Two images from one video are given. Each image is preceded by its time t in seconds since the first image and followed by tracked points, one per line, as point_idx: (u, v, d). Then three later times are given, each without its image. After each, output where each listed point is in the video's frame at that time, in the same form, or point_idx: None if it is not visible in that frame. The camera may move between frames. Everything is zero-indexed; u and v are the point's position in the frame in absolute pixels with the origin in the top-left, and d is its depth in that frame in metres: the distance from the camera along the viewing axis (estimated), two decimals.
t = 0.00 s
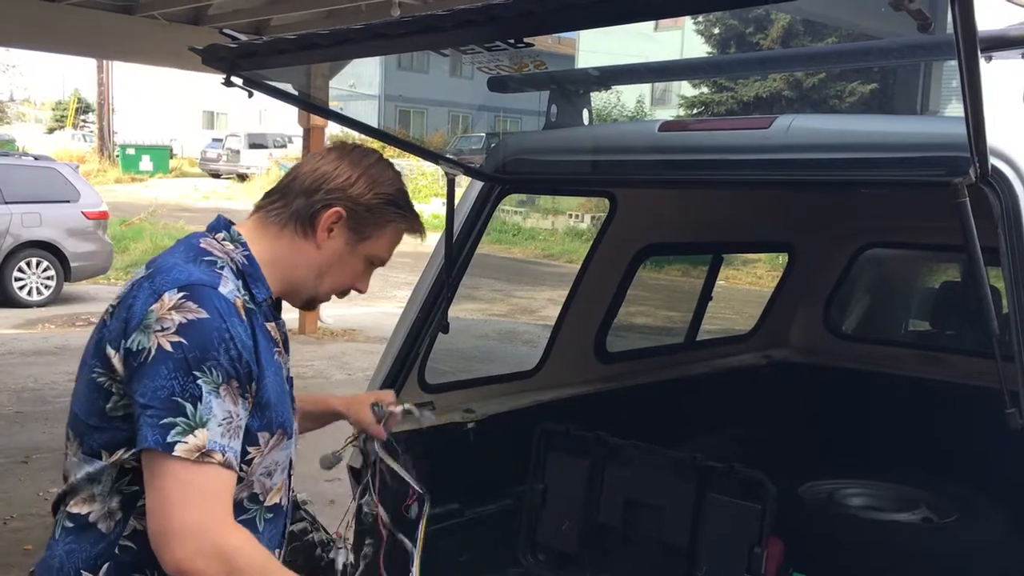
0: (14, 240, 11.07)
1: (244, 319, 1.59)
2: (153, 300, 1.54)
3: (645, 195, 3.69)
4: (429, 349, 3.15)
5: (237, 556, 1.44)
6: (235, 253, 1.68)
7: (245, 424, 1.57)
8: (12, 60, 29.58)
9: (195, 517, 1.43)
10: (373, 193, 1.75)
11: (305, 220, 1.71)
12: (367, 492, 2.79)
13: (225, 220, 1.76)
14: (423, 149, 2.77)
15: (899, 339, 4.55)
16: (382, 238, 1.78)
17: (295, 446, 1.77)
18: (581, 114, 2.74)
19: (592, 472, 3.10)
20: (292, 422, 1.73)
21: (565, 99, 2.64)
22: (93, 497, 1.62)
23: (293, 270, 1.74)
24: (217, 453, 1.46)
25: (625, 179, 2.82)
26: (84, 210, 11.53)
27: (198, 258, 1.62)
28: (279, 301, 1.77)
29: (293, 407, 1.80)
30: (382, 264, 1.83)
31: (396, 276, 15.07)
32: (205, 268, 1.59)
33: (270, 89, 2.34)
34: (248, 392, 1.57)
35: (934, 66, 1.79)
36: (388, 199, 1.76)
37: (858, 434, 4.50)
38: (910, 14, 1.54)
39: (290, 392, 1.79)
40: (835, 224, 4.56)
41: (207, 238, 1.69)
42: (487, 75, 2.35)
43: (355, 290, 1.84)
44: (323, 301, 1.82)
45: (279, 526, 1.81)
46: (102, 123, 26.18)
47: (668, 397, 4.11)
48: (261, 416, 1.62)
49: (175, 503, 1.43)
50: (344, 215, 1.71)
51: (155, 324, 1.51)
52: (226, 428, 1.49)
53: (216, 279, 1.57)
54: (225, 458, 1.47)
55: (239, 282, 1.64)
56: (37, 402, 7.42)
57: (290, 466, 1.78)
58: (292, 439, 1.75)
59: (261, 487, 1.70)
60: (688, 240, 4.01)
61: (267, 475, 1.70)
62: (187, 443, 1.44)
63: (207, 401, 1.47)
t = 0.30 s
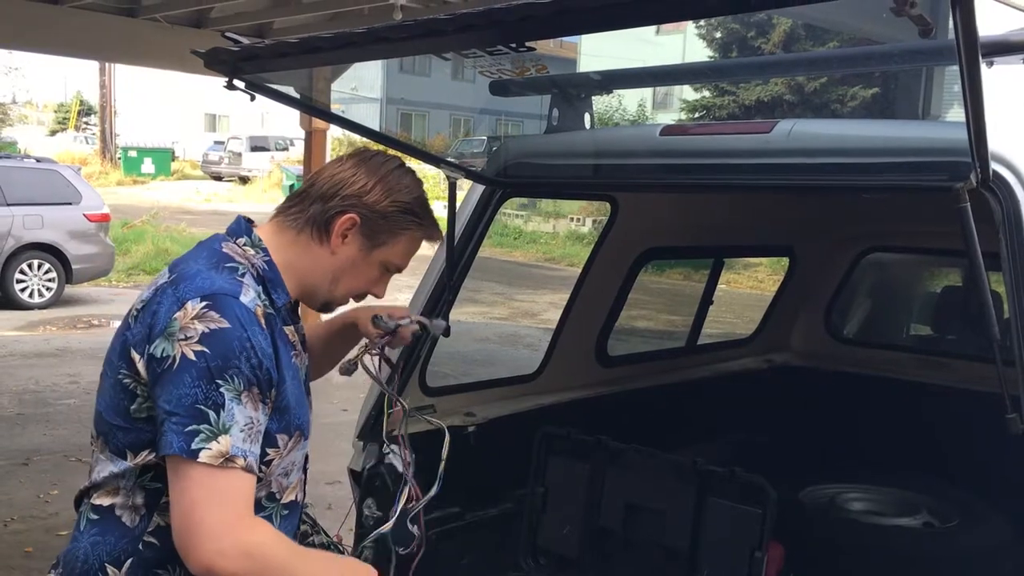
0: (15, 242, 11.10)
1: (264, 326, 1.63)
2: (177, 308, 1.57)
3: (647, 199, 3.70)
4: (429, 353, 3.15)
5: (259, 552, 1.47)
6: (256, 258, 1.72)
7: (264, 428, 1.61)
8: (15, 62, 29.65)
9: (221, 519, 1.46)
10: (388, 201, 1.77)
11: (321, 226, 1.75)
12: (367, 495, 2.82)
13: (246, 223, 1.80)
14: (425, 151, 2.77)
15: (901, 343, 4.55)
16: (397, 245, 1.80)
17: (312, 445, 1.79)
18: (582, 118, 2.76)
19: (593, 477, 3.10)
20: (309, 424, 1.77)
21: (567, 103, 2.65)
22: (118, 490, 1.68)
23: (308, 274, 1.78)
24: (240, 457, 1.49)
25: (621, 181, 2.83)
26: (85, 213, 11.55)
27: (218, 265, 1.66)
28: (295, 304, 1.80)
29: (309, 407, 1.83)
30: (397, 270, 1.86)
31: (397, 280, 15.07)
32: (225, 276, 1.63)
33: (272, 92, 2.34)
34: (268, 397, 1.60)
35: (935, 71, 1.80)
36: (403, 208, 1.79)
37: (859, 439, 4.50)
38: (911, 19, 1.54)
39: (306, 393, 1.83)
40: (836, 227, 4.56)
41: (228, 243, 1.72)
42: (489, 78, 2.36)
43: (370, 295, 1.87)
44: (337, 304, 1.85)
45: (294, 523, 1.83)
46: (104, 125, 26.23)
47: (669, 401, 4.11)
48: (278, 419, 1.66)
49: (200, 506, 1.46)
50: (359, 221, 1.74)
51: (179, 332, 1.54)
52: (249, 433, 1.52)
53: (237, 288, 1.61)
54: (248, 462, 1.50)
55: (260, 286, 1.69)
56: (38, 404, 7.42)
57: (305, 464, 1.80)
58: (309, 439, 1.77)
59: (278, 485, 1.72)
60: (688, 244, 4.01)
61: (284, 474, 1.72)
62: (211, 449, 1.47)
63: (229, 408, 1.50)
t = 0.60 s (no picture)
0: (12, 243, 11.08)
1: (268, 331, 1.63)
2: (181, 308, 1.58)
3: (645, 202, 3.70)
4: (427, 355, 3.15)
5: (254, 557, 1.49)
6: (265, 264, 1.72)
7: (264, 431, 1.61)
8: (13, 62, 29.62)
9: (220, 525, 1.47)
10: (404, 214, 1.74)
11: (336, 236, 1.73)
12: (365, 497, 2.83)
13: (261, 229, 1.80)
14: (423, 154, 2.79)
15: (897, 347, 4.57)
16: (411, 259, 1.78)
17: (313, 451, 1.78)
18: (580, 122, 2.75)
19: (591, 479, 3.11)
20: (310, 430, 1.76)
21: (564, 107, 2.65)
22: (117, 486, 1.68)
23: (321, 283, 1.76)
24: (237, 460, 1.49)
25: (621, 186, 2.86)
26: (82, 213, 11.53)
27: (225, 268, 1.67)
28: (304, 311, 1.79)
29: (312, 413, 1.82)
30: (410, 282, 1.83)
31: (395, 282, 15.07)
32: (230, 279, 1.64)
33: (271, 94, 2.35)
34: (268, 400, 1.60)
35: (933, 75, 1.80)
36: (419, 221, 1.76)
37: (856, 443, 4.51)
38: (909, 24, 1.54)
39: (310, 399, 1.82)
40: (833, 231, 4.57)
41: (239, 247, 1.73)
42: (488, 81, 2.36)
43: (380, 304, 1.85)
44: (347, 313, 1.84)
45: (295, 528, 1.82)
46: (102, 126, 26.21)
47: (666, 403, 4.12)
48: (278, 423, 1.65)
49: (199, 513, 1.47)
50: (374, 233, 1.72)
51: (182, 332, 1.55)
52: (247, 436, 1.52)
53: (242, 292, 1.62)
54: (245, 465, 1.50)
55: (266, 292, 1.68)
56: (34, 405, 7.41)
57: (306, 471, 1.79)
58: (310, 444, 1.77)
59: (276, 489, 1.72)
60: (686, 247, 4.01)
61: (282, 478, 1.72)
62: (208, 451, 1.48)
63: (229, 411, 1.51)
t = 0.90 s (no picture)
0: (9, 242, 11.08)
1: (292, 335, 1.66)
2: (207, 307, 1.60)
3: (642, 203, 3.71)
4: (423, 356, 3.16)
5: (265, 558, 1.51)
6: (285, 271, 1.73)
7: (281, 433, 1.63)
8: (10, 62, 29.62)
9: (239, 522, 1.49)
10: (420, 230, 1.79)
11: (355, 251, 1.76)
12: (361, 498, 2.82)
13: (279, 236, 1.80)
14: (420, 155, 2.79)
15: (893, 348, 4.56)
16: (424, 274, 1.82)
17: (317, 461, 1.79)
18: (577, 122, 2.75)
19: (586, 480, 3.10)
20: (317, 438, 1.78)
21: (562, 108, 2.66)
22: (121, 486, 1.68)
23: (335, 296, 1.78)
24: (262, 459, 1.52)
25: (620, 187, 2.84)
26: (79, 213, 11.52)
27: (249, 270, 1.69)
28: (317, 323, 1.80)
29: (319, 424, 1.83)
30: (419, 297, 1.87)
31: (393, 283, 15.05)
32: (256, 280, 1.66)
33: (269, 94, 2.35)
34: (288, 404, 1.63)
35: (930, 77, 1.80)
36: (433, 238, 1.81)
37: (852, 444, 4.51)
38: (904, 26, 1.55)
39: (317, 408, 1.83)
40: (830, 232, 4.57)
41: (260, 253, 1.74)
42: (485, 82, 2.37)
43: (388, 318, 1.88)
44: (356, 326, 1.86)
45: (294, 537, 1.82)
46: (99, 127, 26.20)
47: (663, 405, 4.12)
48: (291, 427, 1.67)
49: (220, 509, 1.48)
50: (390, 248, 1.76)
51: (209, 330, 1.57)
52: (270, 435, 1.55)
53: (268, 295, 1.64)
54: (268, 465, 1.53)
55: (285, 299, 1.69)
56: (31, 405, 7.40)
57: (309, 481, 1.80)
58: (315, 453, 1.78)
59: (280, 496, 1.72)
60: (683, 248, 4.01)
61: (288, 485, 1.72)
62: (234, 449, 1.50)
63: (255, 410, 1.54)
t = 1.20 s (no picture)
0: (10, 244, 11.08)
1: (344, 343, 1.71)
2: (267, 309, 1.63)
3: (642, 204, 3.72)
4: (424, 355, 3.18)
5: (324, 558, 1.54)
6: (328, 287, 1.74)
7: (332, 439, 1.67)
8: (11, 64, 29.63)
9: (299, 523, 1.51)
10: (449, 252, 1.83)
11: (388, 269, 1.79)
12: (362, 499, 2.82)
13: (319, 251, 1.82)
14: (420, 157, 2.80)
15: (894, 349, 4.56)
16: (451, 296, 1.85)
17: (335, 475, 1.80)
18: (578, 123, 2.77)
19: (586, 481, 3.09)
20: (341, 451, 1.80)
21: (562, 109, 2.68)
22: (147, 475, 1.69)
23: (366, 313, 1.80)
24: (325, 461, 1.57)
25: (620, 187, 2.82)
26: (80, 215, 11.52)
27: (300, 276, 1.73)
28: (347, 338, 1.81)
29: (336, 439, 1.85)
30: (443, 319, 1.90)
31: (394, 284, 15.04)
32: (310, 288, 1.71)
33: (268, 94, 2.35)
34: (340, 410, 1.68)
35: (930, 77, 1.79)
36: (461, 260, 1.84)
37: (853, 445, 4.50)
38: (903, 26, 1.55)
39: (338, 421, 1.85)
40: (831, 233, 4.57)
41: (303, 266, 1.76)
42: (485, 83, 2.37)
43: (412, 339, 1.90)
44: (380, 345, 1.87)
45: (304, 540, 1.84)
46: (100, 128, 26.20)
47: (664, 406, 4.12)
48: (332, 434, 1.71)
49: (282, 509, 1.51)
50: (421, 268, 1.79)
51: (273, 331, 1.61)
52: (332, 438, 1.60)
53: (322, 303, 1.69)
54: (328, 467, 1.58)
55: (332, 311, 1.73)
56: (32, 407, 7.40)
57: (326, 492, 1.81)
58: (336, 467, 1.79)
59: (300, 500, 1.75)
60: (682, 249, 4.00)
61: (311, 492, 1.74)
62: (306, 450, 1.54)
63: (320, 412, 1.58)
